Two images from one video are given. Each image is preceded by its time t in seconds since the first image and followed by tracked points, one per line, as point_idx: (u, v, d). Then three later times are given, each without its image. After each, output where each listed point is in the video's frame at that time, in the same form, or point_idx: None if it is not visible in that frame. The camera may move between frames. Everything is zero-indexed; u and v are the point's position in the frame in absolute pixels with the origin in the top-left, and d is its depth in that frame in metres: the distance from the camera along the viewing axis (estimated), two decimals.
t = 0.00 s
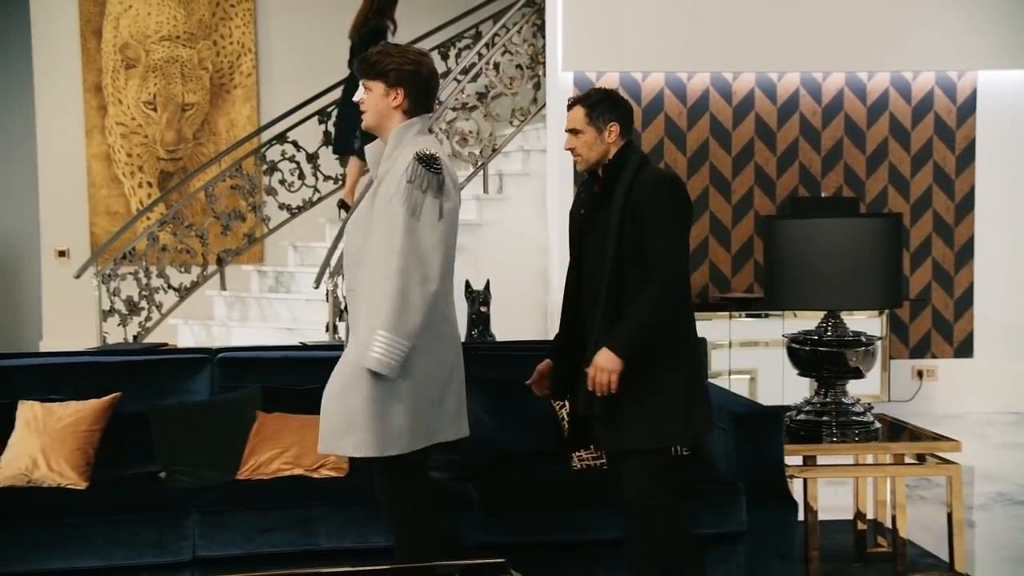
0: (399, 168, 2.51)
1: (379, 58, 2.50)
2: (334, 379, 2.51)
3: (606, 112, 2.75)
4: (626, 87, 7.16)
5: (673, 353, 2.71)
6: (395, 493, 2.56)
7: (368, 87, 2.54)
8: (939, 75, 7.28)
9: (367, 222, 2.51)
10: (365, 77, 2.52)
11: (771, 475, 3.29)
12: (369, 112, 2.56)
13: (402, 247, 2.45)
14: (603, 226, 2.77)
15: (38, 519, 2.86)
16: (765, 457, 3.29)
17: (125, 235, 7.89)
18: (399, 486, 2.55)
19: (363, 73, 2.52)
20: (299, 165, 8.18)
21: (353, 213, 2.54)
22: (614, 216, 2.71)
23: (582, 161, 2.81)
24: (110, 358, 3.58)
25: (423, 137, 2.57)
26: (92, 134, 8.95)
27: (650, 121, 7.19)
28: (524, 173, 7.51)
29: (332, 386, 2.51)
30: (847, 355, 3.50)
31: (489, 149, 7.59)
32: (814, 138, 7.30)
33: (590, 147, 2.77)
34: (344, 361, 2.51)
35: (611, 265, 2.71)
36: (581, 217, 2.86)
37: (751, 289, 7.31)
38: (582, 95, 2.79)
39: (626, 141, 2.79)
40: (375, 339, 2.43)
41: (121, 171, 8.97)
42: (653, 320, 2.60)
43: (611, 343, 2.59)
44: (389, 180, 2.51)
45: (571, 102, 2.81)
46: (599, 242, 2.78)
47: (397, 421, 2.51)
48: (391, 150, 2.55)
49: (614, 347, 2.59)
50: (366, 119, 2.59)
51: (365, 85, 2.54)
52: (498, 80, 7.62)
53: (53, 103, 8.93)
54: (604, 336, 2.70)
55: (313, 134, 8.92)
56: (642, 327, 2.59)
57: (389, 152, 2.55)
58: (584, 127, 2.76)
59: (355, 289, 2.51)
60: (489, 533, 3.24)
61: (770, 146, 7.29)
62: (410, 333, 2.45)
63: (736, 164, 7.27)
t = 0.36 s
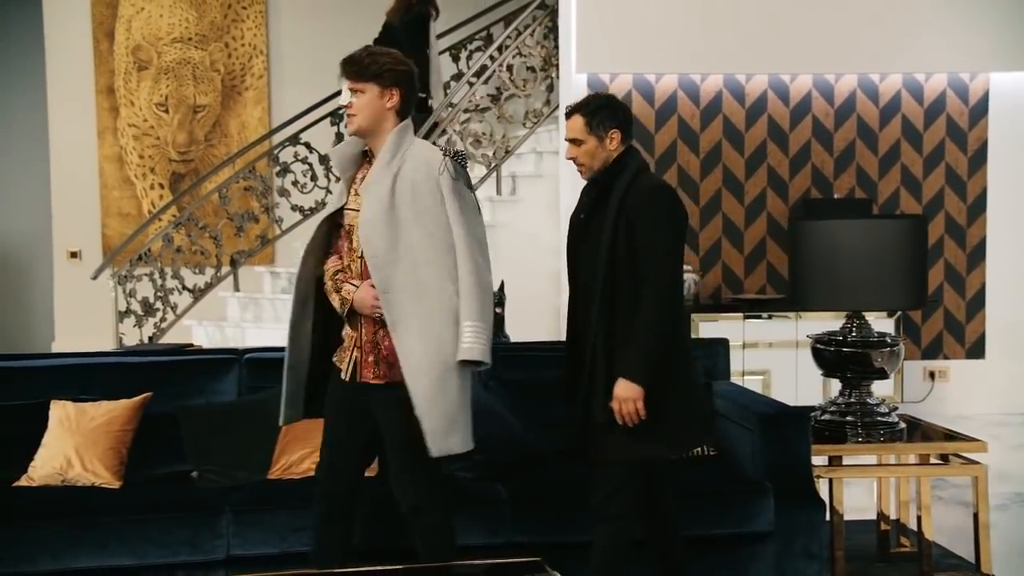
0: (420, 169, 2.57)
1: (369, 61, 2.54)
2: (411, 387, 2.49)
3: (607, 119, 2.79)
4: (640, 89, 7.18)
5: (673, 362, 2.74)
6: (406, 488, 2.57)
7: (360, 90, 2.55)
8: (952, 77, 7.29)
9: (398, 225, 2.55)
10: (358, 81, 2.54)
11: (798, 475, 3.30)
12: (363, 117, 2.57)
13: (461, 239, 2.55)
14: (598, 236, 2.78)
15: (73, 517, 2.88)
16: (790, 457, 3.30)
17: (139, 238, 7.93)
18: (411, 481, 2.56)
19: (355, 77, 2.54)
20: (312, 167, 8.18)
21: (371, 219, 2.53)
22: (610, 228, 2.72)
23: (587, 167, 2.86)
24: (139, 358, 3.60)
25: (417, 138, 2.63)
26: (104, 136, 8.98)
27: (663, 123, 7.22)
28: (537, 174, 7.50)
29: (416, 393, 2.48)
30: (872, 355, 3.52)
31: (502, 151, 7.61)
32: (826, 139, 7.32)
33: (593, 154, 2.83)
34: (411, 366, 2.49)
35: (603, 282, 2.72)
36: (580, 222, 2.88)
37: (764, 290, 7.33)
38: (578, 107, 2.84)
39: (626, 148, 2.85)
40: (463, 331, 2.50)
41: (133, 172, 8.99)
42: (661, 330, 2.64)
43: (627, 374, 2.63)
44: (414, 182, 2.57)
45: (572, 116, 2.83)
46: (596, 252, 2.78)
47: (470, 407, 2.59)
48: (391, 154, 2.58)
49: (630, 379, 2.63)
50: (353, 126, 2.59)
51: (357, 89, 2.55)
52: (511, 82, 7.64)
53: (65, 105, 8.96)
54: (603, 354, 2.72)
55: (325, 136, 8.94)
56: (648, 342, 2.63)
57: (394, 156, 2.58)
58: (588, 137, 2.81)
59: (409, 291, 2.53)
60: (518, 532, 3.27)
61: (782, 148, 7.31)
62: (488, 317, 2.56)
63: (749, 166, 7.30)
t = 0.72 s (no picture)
0: (405, 171, 2.67)
1: (344, 68, 2.56)
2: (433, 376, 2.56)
3: (607, 123, 2.60)
4: (650, 92, 7.21)
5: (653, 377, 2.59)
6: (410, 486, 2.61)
7: (343, 98, 2.56)
8: (960, 80, 7.32)
9: (394, 224, 2.62)
10: (339, 87, 2.54)
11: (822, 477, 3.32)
12: (349, 124, 2.58)
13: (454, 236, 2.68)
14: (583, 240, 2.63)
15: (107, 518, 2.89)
16: (815, 457, 3.32)
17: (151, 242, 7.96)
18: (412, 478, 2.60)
19: (337, 83, 2.54)
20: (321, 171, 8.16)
21: (369, 221, 2.57)
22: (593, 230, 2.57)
23: (588, 164, 2.64)
24: (165, 361, 3.61)
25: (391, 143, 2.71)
26: (113, 140, 8.98)
27: (673, 126, 7.23)
28: (547, 178, 7.49)
29: (437, 385, 2.55)
30: (893, 356, 3.53)
31: (511, 156, 7.59)
32: (835, 142, 7.34)
33: (592, 159, 2.63)
34: (427, 360, 2.56)
35: (581, 290, 2.56)
36: (573, 217, 2.68)
37: (774, 293, 7.34)
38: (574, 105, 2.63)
39: (628, 150, 2.65)
40: (471, 321, 2.61)
41: (142, 176, 8.99)
42: (638, 336, 2.50)
43: (600, 392, 2.50)
44: (402, 184, 2.65)
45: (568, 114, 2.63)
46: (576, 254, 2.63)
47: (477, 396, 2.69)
48: (373, 159, 2.64)
49: (605, 396, 2.51)
50: (335, 134, 2.58)
51: (340, 97, 2.55)
52: (520, 86, 7.64)
53: (75, 109, 8.96)
54: (574, 367, 2.59)
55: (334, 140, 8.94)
56: (620, 367, 2.49)
57: (375, 160, 2.65)
58: (587, 138, 2.60)
59: (414, 287, 2.60)
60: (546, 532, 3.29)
61: (791, 151, 7.33)
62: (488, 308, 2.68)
63: (758, 169, 7.32)
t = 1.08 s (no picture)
0: (425, 178, 2.74)
1: (390, 74, 2.58)
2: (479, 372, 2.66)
3: (620, 136, 2.57)
4: (662, 96, 7.24)
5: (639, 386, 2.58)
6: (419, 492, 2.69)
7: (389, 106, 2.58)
8: (971, 83, 7.26)
9: (428, 225, 2.68)
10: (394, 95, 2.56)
11: (846, 479, 3.33)
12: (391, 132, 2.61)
13: (467, 240, 2.80)
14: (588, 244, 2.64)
15: (138, 520, 2.90)
16: (839, 461, 3.32)
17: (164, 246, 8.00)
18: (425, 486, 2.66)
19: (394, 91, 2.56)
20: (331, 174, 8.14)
21: (410, 223, 2.60)
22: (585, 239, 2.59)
23: (594, 176, 2.61)
24: (188, 364, 3.62)
25: (406, 151, 2.74)
26: (124, 144, 8.96)
27: (684, 130, 7.26)
28: (558, 182, 7.50)
29: (485, 380, 2.67)
30: (915, 360, 3.54)
31: (523, 160, 7.57)
32: (846, 146, 7.33)
33: (605, 171, 2.60)
34: (470, 357, 2.66)
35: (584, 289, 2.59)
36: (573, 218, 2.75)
37: (785, 296, 7.36)
38: (585, 117, 2.58)
39: (636, 155, 2.65)
40: (491, 316, 2.77)
41: (152, 180, 8.98)
42: (625, 338, 2.49)
43: (569, 382, 2.51)
44: (425, 190, 2.71)
45: (581, 128, 2.58)
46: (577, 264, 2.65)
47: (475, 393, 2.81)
48: (400, 164, 2.66)
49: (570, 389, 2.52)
50: (383, 141, 2.58)
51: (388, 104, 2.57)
52: (531, 89, 7.62)
53: (85, 112, 8.96)
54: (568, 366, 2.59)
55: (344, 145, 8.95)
56: (599, 365, 2.48)
57: (399, 166, 2.67)
58: (600, 150, 2.57)
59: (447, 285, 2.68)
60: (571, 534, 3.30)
61: (803, 155, 7.33)
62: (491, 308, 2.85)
63: (770, 172, 7.32)
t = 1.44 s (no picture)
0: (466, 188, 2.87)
1: (461, 86, 2.65)
2: (493, 386, 2.79)
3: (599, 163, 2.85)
4: (668, 94, 7.22)
5: (643, 394, 2.90)
6: (436, 488, 2.78)
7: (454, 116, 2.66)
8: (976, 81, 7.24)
9: (466, 233, 2.78)
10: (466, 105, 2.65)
11: (861, 474, 3.34)
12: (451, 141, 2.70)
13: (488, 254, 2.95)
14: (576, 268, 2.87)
15: (159, 515, 2.91)
16: (854, 456, 3.34)
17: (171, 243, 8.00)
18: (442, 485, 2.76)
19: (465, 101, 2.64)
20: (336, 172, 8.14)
21: (454, 231, 2.73)
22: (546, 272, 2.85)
23: (568, 203, 2.85)
24: (205, 361, 3.63)
25: (450, 159, 2.85)
26: (128, 141, 8.95)
27: (691, 128, 7.24)
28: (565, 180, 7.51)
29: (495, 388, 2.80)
30: (930, 356, 3.56)
31: (530, 157, 7.53)
32: (853, 144, 7.31)
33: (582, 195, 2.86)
34: (488, 368, 2.78)
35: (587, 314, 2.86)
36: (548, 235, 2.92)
37: (791, 293, 7.35)
38: (565, 151, 2.78)
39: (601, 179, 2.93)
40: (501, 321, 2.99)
41: (157, 178, 8.97)
42: (635, 357, 2.82)
43: (598, 407, 2.80)
44: (465, 199, 2.83)
45: (565, 161, 2.79)
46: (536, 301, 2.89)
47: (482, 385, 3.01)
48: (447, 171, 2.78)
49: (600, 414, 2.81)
50: (444, 147, 2.67)
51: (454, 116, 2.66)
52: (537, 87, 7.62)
53: (90, 110, 8.95)
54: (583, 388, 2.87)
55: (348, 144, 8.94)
56: (620, 385, 2.80)
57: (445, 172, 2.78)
58: (582, 180, 2.81)
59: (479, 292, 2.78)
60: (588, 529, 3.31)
61: (809, 153, 7.30)
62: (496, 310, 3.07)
63: (776, 170, 7.30)
